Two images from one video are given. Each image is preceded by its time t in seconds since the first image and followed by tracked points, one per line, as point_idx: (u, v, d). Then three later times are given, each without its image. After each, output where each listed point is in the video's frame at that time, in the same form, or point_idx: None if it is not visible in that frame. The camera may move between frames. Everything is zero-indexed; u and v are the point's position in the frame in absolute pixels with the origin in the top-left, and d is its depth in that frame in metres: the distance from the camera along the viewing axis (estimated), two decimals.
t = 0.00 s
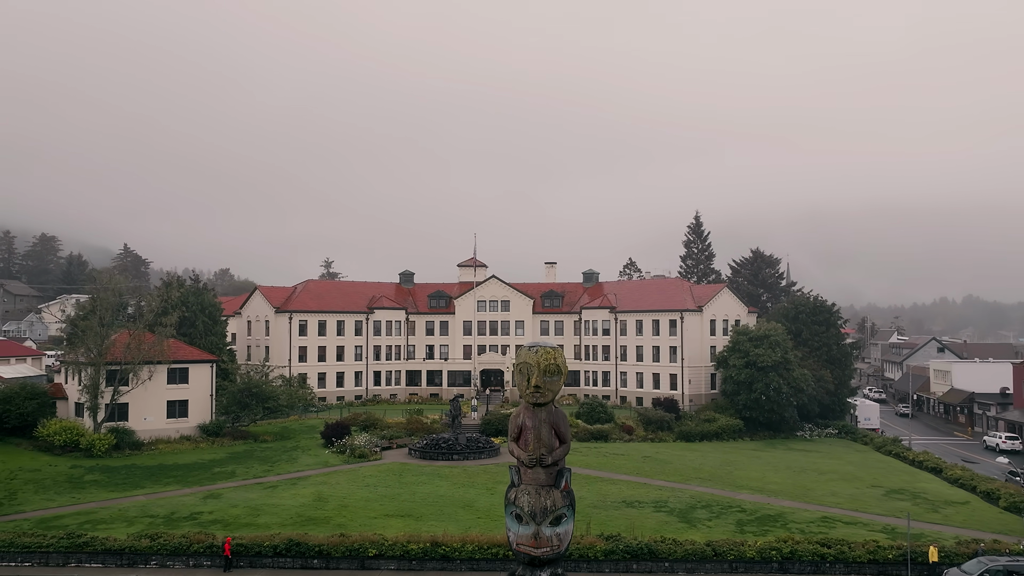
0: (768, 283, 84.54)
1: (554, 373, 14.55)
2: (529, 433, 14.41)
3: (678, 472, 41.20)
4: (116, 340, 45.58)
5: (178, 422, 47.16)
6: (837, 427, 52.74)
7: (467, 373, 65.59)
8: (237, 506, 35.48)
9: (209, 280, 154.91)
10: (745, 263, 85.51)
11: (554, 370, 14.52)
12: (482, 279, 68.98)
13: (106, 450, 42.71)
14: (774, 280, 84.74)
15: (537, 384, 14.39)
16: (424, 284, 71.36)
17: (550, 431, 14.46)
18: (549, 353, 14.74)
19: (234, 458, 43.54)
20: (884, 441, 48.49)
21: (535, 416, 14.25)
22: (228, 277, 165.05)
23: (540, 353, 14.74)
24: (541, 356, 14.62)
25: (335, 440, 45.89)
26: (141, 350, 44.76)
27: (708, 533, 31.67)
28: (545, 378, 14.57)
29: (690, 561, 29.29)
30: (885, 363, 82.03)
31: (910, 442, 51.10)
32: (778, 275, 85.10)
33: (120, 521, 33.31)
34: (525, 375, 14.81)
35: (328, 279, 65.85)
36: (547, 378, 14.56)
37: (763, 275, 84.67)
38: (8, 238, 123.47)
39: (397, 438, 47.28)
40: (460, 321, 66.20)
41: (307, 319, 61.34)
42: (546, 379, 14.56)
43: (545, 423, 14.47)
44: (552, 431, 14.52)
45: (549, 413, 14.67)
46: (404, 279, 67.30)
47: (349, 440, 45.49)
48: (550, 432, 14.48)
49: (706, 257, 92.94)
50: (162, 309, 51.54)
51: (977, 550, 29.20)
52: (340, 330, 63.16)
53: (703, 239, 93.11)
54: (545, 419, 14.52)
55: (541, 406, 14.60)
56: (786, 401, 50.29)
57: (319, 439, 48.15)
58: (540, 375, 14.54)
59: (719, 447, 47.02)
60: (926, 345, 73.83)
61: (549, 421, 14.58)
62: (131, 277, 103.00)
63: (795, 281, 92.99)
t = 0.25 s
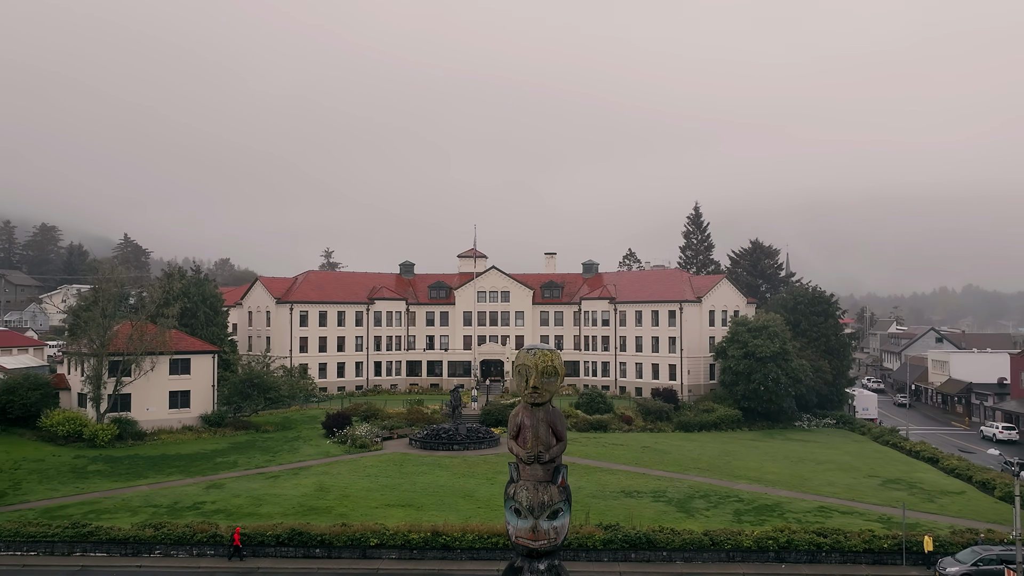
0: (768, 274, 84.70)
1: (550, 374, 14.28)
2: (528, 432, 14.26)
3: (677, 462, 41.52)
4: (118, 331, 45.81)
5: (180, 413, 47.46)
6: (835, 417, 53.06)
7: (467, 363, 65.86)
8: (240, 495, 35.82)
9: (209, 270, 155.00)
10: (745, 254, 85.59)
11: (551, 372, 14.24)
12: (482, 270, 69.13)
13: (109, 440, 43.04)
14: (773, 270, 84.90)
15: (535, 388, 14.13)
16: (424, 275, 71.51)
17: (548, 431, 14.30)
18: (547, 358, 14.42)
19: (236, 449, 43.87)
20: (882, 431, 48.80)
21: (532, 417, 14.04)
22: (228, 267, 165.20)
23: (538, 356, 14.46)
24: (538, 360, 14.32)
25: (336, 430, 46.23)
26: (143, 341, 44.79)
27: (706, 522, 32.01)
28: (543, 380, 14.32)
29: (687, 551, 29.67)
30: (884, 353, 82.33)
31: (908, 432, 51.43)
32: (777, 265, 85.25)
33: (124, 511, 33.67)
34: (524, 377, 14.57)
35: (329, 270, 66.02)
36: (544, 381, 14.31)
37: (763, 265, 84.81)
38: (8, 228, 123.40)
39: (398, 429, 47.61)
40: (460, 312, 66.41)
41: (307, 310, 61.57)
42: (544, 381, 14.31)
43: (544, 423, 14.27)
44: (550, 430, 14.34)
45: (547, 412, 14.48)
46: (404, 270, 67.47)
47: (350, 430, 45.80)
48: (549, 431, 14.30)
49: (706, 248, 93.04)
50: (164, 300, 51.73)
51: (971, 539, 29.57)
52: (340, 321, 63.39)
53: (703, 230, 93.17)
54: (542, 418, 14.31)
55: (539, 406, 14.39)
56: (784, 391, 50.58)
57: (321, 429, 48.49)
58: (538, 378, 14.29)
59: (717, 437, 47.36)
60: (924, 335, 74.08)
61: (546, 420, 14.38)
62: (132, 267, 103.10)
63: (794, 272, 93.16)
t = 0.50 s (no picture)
0: (767, 265, 84.85)
1: (548, 373, 13.96)
2: (525, 428, 13.79)
3: (675, 452, 41.84)
4: (121, 322, 46.08)
5: (182, 403, 47.73)
6: (833, 407, 53.38)
7: (467, 354, 66.09)
8: (242, 485, 36.16)
9: (209, 260, 155.13)
10: (744, 245, 85.68)
11: (548, 372, 13.95)
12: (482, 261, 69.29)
13: (112, 431, 43.36)
14: (772, 261, 85.05)
15: (533, 386, 13.78)
16: (424, 266, 71.66)
17: (546, 427, 13.79)
18: (544, 359, 14.19)
19: (238, 439, 44.21)
20: (879, 421, 49.12)
21: (528, 412, 13.59)
22: (228, 257, 165.24)
23: (536, 357, 14.21)
24: (535, 360, 14.07)
25: (337, 421, 46.58)
26: (146, 331, 44.96)
27: (704, 512, 32.35)
28: (541, 379, 13.97)
29: (685, 540, 30.03)
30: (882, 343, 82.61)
31: (905, 421, 51.77)
32: (776, 256, 85.38)
33: (128, 501, 34.03)
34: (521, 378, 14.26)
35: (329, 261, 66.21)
36: (542, 380, 13.96)
37: (762, 256, 84.95)
38: (8, 218, 123.34)
39: (398, 419, 47.95)
40: (460, 302, 66.60)
41: (308, 300, 61.81)
42: (542, 380, 13.96)
43: (542, 420, 13.76)
44: (548, 427, 13.83)
45: (545, 410, 14.01)
46: (404, 261, 67.64)
47: (350, 420, 46.13)
48: (548, 429, 13.81)
49: (705, 239, 93.14)
50: (166, 291, 51.95)
51: (965, 529, 29.92)
52: (341, 311, 63.61)
53: (702, 220, 93.24)
54: (540, 416, 13.84)
55: (537, 404, 13.97)
56: (783, 381, 50.88)
57: (322, 420, 48.83)
58: (536, 376, 13.96)
59: (716, 427, 47.70)
60: (923, 326, 74.33)
61: (545, 418, 13.90)
62: (133, 257, 103.21)
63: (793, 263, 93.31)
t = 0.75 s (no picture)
0: (765, 256, 84.99)
1: (545, 372, 13.21)
2: (521, 426, 13.13)
3: (673, 442, 42.17)
4: (123, 314, 46.40)
5: (185, 393, 48.02)
6: (831, 397, 53.70)
7: (467, 344, 66.33)
8: (245, 475, 36.51)
9: (210, 251, 155.24)
10: (743, 236, 85.75)
11: (546, 372, 13.18)
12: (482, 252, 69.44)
13: (115, 421, 43.68)
14: (771, 252, 85.18)
15: (529, 387, 13.05)
16: (424, 256, 71.77)
17: (544, 423, 13.06)
18: (541, 359, 13.42)
19: (240, 429, 44.57)
20: (877, 412, 49.44)
21: (523, 410, 12.91)
22: (229, 247, 165.35)
23: (533, 357, 13.41)
24: (531, 361, 13.30)
25: (338, 411, 46.93)
26: (148, 323, 45.26)
27: (701, 502, 32.69)
28: (538, 379, 13.24)
29: (682, 529, 30.41)
30: (881, 333, 82.90)
31: (902, 411, 52.09)
32: (775, 247, 85.50)
33: (132, 491, 34.38)
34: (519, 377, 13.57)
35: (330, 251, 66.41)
36: (539, 379, 13.22)
37: (761, 247, 85.10)
38: (8, 208, 123.20)
39: (399, 409, 48.30)
40: (460, 293, 66.78)
41: (309, 291, 62.06)
42: (539, 380, 13.22)
43: (540, 418, 13.07)
44: (547, 425, 13.06)
45: (544, 407, 13.28)
46: (404, 251, 67.79)
47: (352, 411, 46.45)
48: (547, 428, 13.05)
49: (704, 230, 93.21)
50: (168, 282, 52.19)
51: (960, 518, 30.27)
52: (342, 302, 63.84)
53: (701, 211, 93.29)
54: (538, 414, 13.13)
55: (535, 402, 13.28)
56: (781, 371, 51.17)
57: (323, 410, 49.18)
58: (533, 376, 13.23)
59: (714, 417, 48.06)
60: (921, 316, 74.58)
61: (543, 417, 13.15)
62: (134, 248, 103.38)
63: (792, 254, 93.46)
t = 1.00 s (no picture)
0: (765, 246, 85.11)
1: (543, 371, 13.24)
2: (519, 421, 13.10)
3: (672, 433, 42.50)
4: (126, 305, 46.68)
5: (187, 383, 48.29)
6: (829, 388, 54.02)
7: (468, 334, 66.59)
8: (247, 465, 36.86)
9: (210, 241, 155.25)
10: (742, 226, 85.83)
11: (544, 370, 13.21)
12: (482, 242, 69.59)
13: (118, 411, 44.01)
14: (770, 243, 85.30)
15: (526, 384, 13.03)
16: (424, 247, 71.94)
17: (542, 418, 13.10)
18: (540, 359, 13.45)
19: (242, 419, 44.91)
20: (874, 402, 49.74)
21: (522, 405, 12.80)
22: (229, 237, 165.43)
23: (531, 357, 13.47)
24: (528, 362, 13.34)
25: (339, 402, 47.24)
26: (150, 314, 45.48)
27: (699, 491, 33.05)
28: (536, 376, 13.30)
29: (680, 519, 30.76)
30: (880, 324, 83.17)
31: (900, 401, 52.41)
32: (774, 238, 85.60)
33: (135, 480, 34.73)
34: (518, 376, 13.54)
35: (330, 242, 66.64)
36: (537, 376, 13.25)
37: (760, 238, 85.20)
38: (8, 198, 123.12)
39: (399, 399, 48.63)
40: (460, 284, 66.98)
41: (309, 282, 62.32)
42: (537, 378, 13.26)
43: (537, 413, 13.15)
44: (543, 420, 13.14)
45: (542, 403, 13.35)
46: (404, 242, 67.94)
47: (352, 401, 46.78)
48: (545, 424, 13.11)
49: (704, 221, 93.29)
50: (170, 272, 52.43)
51: (955, 508, 30.62)
52: (342, 293, 64.08)
53: (701, 202, 93.34)
54: (536, 410, 13.20)
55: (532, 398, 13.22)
56: (779, 362, 51.46)
57: (324, 400, 49.52)
58: (530, 374, 13.27)
59: (713, 407, 48.42)
60: (920, 306, 74.81)
61: (540, 412, 13.25)
62: (134, 238, 103.46)
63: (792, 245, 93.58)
